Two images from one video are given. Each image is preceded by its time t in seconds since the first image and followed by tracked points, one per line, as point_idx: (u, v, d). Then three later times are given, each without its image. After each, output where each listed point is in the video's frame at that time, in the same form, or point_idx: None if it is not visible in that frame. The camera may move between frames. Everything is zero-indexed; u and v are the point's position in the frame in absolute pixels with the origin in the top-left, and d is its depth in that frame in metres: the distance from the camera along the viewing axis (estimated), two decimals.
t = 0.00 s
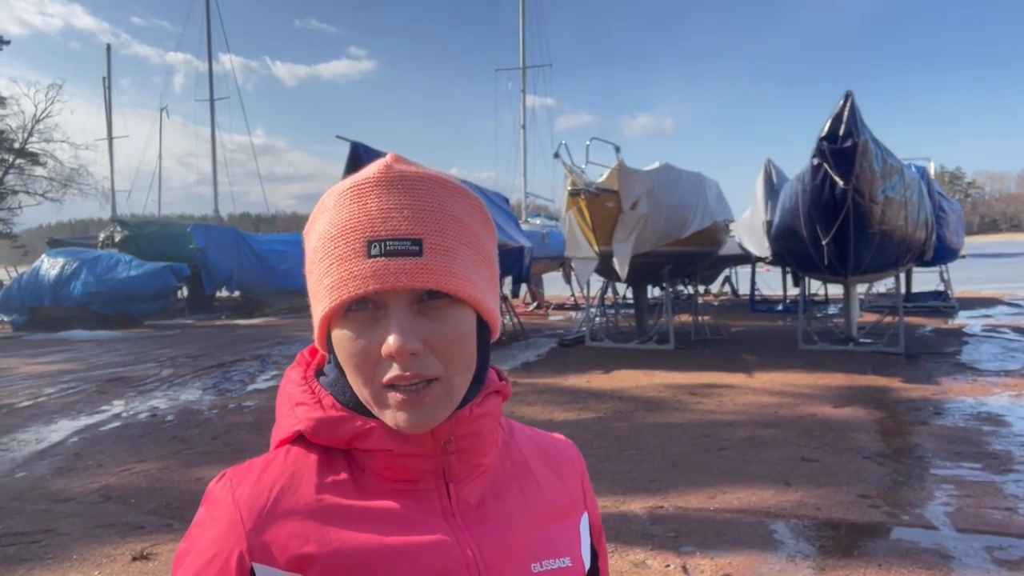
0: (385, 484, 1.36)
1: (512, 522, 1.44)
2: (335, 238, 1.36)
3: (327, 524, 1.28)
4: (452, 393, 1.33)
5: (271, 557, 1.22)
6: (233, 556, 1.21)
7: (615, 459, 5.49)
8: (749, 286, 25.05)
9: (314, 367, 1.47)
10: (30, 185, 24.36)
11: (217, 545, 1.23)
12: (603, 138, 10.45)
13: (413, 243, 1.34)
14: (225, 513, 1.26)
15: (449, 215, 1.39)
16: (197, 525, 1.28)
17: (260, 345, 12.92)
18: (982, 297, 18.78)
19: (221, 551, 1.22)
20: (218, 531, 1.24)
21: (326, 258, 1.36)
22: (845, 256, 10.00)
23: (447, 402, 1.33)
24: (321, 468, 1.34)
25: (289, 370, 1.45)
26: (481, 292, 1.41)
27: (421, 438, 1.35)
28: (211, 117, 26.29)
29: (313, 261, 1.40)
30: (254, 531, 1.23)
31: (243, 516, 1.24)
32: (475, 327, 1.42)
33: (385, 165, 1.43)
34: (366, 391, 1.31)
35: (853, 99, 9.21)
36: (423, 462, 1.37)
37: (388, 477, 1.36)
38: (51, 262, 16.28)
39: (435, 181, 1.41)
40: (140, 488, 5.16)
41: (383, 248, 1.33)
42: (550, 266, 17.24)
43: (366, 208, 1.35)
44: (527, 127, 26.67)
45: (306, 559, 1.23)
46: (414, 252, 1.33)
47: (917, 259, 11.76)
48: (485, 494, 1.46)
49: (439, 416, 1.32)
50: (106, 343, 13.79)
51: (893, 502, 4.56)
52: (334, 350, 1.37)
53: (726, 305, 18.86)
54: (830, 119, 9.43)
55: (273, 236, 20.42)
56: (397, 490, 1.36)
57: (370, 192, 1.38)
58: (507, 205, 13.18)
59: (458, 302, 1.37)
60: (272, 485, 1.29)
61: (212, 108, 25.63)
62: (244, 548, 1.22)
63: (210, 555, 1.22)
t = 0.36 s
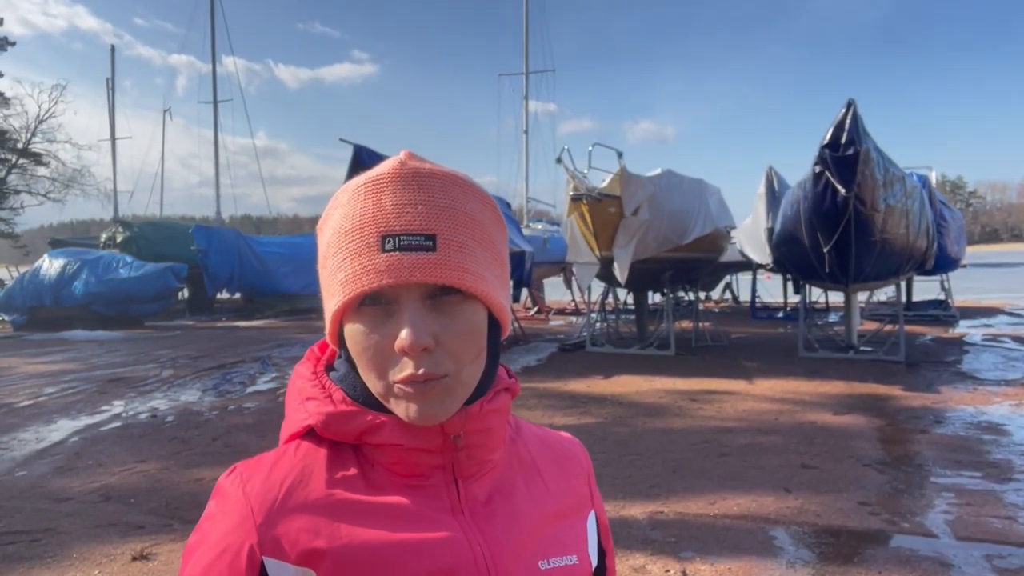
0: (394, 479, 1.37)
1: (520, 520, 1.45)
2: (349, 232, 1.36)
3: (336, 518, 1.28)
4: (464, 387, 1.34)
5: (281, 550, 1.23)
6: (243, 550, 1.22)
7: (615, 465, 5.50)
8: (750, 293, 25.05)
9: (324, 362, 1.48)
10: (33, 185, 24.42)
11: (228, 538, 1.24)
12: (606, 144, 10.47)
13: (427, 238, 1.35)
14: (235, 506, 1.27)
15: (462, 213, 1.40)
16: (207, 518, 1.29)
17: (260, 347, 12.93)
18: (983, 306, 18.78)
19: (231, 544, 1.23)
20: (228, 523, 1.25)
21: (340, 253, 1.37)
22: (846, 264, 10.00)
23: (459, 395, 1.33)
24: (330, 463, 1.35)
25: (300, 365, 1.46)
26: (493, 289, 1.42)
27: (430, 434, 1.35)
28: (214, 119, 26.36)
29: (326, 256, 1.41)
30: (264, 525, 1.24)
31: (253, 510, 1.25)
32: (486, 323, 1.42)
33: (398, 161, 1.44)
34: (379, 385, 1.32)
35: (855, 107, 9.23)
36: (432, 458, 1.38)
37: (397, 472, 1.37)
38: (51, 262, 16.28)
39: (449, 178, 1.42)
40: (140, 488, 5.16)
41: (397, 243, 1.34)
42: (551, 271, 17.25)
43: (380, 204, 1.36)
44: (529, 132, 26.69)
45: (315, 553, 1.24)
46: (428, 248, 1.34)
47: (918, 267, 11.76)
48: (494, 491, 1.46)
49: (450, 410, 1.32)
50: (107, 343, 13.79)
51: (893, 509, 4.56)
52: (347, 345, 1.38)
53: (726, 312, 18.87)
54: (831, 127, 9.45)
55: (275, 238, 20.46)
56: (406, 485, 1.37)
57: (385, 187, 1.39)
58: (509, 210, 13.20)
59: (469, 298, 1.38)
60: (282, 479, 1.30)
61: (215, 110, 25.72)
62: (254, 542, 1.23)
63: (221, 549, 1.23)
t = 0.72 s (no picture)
0: (394, 474, 1.37)
1: (520, 518, 1.45)
2: (341, 222, 1.38)
3: (336, 514, 1.29)
4: (465, 367, 1.35)
5: (281, 546, 1.24)
6: (241, 545, 1.23)
7: (614, 470, 5.50)
8: (750, 300, 25.03)
9: (323, 357, 1.50)
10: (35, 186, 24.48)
11: (227, 532, 1.25)
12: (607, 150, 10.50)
13: (419, 221, 1.37)
14: (235, 500, 1.28)
15: (451, 199, 1.42)
16: (206, 512, 1.30)
17: (260, 349, 12.94)
18: (983, 316, 18.78)
19: (231, 539, 1.24)
20: (228, 518, 1.27)
21: (334, 244, 1.38)
22: (846, 272, 10.01)
23: (461, 377, 1.34)
24: (330, 458, 1.36)
25: (299, 359, 1.47)
26: (487, 270, 1.44)
27: (430, 424, 1.36)
28: (217, 122, 26.41)
29: (320, 251, 1.42)
30: (264, 520, 1.25)
31: (254, 505, 1.26)
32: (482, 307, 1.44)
33: (384, 155, 1.46)
34: (379, 371, 1.32)
35: (855, 115, 9.26)
36: (432, 452, 1.39)
37: (397, 466, 1.38)
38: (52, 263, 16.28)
39: (434, 166, 1.44)
40: (138, 489, 5.17)
41: (389, 228, 1.35)
42: (552, 276, 17.26)
43: (371, 193, 1.38)
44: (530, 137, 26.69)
45: (315, 549, 1.25)
46: (420, 229, 1.36)
47: (918, 276, 11.77)
48: (493, 488, 1.47)
49: (452, 393, 1.33)
50: (107, 345, 13.80)
51: (890, 517, 4.56)
52: (345, 337, 1.39)
53: (726, 318, 18.88)
54: (832, 135, 9.47)
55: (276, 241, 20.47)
56: (406, 480, 1.38)
57: (373, 179, 1.41)
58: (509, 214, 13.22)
59: (464, 280, 1.40)
60: (283, 474, 1.31)
61: (218, 113, 25.77)
62: (254, 536, 1.24)
63: (221, 544, 1.24)
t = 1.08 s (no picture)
0: (398, 477, 1.37)
1: (522, 521, 1.46)
2: (344, 233, 1.38)
3: (340, 516, 1.30)
4: (467, 377, 1.35)
5: (286, 548, 1.24)
6: (247, 546, 1.23)
7: (613, 474, 5.50)
8: (750, 305, 25.03)
9: (327, 362, 1.50)
10: (36, 187, 24.51)
11: (233, 533, 1.25)
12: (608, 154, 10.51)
13: (421, 232, 1.37)
14: (240, 502, 1.28)
15: (453, 208, 1.42)
16: (212, 513, 1.31)
17: (260, 352, 12.94)
18: (984, 322, 18.76)
19: (236, 540, 1.24)
20: (233, 519, 1.26)
21: (337, 254, 1.38)
22: (846, 278, 10.01)
23: (463, 386, 1.34)
24: (335, 461, 1.36)
25: (304, 364, 1.47)
26: (489, 279, 1.44)
27: (434, 430, 1.36)
28: (218, 125, 26.45)
29: (323, 261, 1.42)
30: (269, 521, 1.25)
31: (259, 507, 1.26)
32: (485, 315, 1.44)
33: (386, 163, 1.46)
34: (383, 380, 1.33)
35: (857, 121, 9.26)
36: (436, 456, 1.39)
37: (400, 470, 1.38)
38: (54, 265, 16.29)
39: (436, 175, 1.44)
40: (137, 491, 5.16)
41: (392, 239, 1.35)
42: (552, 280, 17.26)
43: (372, 203, 1.38)
44: (532, 140, 26.70)
45: (319, 550, 1.25)
46: (422, 240, 1.36)
47: (919, 282, 11.77)
48: (496, 491, 1.47)
49: (455, 402, 1.33)
50: (107, 346, 13.80)
51: (890, 523, 4.56)
52: (349, 346, 1.39)
53: (727, 323, 18.88)
54: (832, 140, 9.47)
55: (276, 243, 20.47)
56: (410, 483, 1.38)
57: (375, 188, 1.41)
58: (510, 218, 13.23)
59: (467, 289, 1.40)
60: (288, 475, 1.31)
61: (219, 115, 25.82)
62: (259, 538, 1.24)
63: (225, 546, 1.24)
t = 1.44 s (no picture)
0: (388, 484, 1.36)
1: (514, 528, 1.44)
2: (336, 238, 1.37)
3: (330, 522, 1.28)
4: (459, 385, 1.34)
5: (274, 553, 1.23)
6: (236, 552, 1.22)
7: (612, 478, 5.48)
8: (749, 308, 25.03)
9: (319, 367, 1.49)
10: (35, 189, 24.52)
11: (221, 539, 1.24)
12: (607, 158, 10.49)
13: (413, 238, 1.36)
14: (229, 508, 1.27)
15: (447, 214, 1.41)
16: (201, 520, 1.29)
17: (258, 355, 12.92)
18: (982, 326, 18.76)
19: (224, 546, 1.23)
20: (222, 525, 1.25)
21: (328, 259, 1.37)
22: (845, 281, 9.99)
23: (454, 393, 1.33)
24: (325, 467, 1.35)
25: (295, 370, 1.46)
26: (482, 287, 1.43)
27: (425, 437, 1.35)
28: (217, 127, 26.47)
29: (315, 265, 1.41)
30: (258, 527, 1.24)
31: (247, 513, 1.25)
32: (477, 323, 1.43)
33: (381, 167, 1.45)
34: (373, 389, 1.32)
35: (855, 125, 9.26)
36: (426, 463, 1.37)
37: (391, 477, 1.37)
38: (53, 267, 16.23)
39: (430, 180, 1.42)
40: (134, 495, 5.15)
41: (384, 245, 1.34)
42: (551, 283, 17.25)
43: (365, 208, 1.37)
44: (531, 143, 26.69)
45: (308, 557, 1.24)
46: (415, 247, 1.35)
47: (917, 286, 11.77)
48: (487, 497, 1.46)
49: (446, 412, 1.32)
50: (105, 349, 13.78)
51: (889, 527, 4.55)
52: (339, 352, 1.38)
53: (725, 326, 18.88)
54: (832, 144, 9.46)
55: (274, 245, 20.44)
56: (400, 490, 1.37)
57: (368, 193, 1.40)
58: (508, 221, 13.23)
59: (459, 296, 1.39)
60: (277, 482, 1.30)
61: (218, 118, 25.84)
62: (248, 544, 1.23)
63: (213, 550, 1.23)
